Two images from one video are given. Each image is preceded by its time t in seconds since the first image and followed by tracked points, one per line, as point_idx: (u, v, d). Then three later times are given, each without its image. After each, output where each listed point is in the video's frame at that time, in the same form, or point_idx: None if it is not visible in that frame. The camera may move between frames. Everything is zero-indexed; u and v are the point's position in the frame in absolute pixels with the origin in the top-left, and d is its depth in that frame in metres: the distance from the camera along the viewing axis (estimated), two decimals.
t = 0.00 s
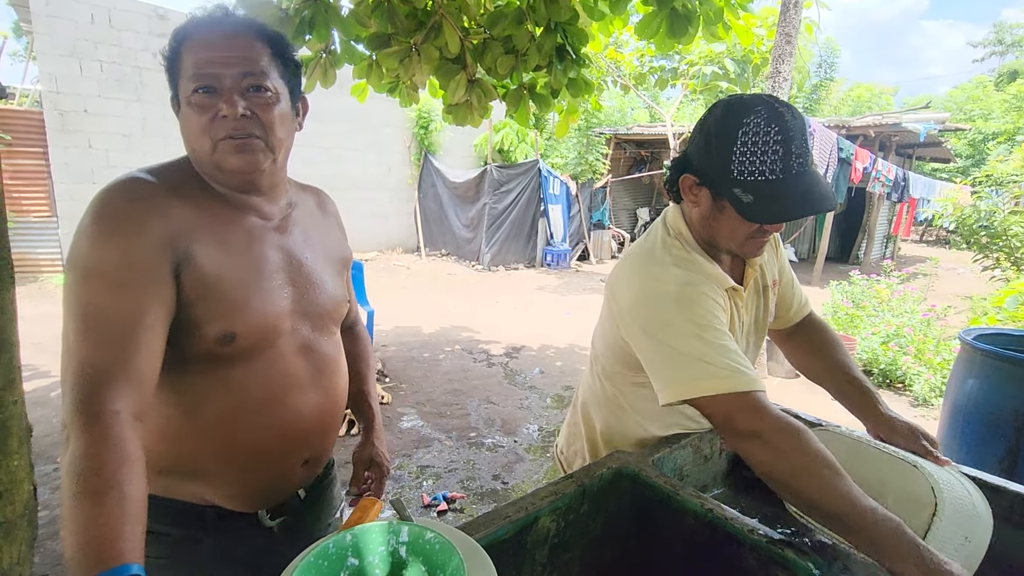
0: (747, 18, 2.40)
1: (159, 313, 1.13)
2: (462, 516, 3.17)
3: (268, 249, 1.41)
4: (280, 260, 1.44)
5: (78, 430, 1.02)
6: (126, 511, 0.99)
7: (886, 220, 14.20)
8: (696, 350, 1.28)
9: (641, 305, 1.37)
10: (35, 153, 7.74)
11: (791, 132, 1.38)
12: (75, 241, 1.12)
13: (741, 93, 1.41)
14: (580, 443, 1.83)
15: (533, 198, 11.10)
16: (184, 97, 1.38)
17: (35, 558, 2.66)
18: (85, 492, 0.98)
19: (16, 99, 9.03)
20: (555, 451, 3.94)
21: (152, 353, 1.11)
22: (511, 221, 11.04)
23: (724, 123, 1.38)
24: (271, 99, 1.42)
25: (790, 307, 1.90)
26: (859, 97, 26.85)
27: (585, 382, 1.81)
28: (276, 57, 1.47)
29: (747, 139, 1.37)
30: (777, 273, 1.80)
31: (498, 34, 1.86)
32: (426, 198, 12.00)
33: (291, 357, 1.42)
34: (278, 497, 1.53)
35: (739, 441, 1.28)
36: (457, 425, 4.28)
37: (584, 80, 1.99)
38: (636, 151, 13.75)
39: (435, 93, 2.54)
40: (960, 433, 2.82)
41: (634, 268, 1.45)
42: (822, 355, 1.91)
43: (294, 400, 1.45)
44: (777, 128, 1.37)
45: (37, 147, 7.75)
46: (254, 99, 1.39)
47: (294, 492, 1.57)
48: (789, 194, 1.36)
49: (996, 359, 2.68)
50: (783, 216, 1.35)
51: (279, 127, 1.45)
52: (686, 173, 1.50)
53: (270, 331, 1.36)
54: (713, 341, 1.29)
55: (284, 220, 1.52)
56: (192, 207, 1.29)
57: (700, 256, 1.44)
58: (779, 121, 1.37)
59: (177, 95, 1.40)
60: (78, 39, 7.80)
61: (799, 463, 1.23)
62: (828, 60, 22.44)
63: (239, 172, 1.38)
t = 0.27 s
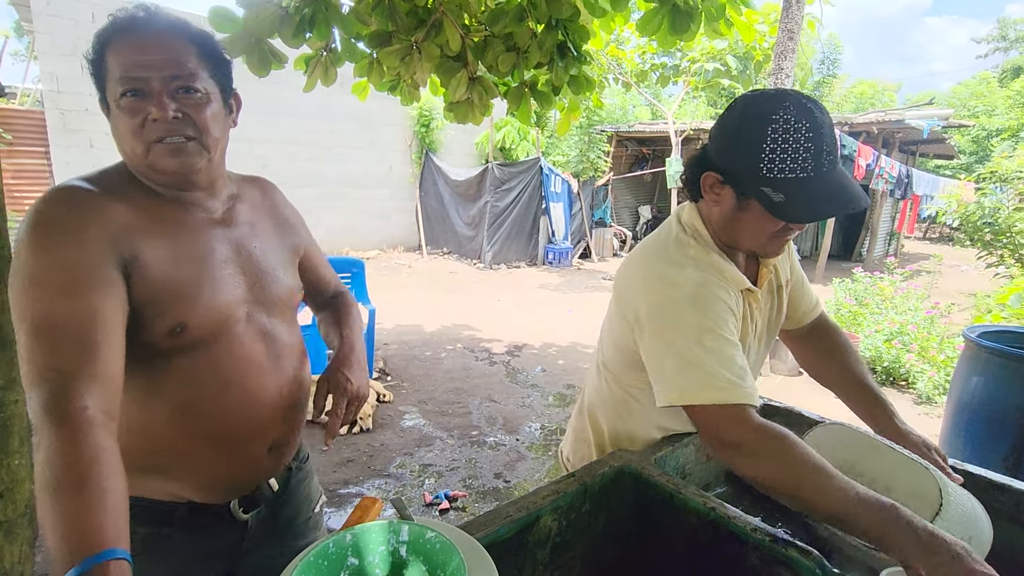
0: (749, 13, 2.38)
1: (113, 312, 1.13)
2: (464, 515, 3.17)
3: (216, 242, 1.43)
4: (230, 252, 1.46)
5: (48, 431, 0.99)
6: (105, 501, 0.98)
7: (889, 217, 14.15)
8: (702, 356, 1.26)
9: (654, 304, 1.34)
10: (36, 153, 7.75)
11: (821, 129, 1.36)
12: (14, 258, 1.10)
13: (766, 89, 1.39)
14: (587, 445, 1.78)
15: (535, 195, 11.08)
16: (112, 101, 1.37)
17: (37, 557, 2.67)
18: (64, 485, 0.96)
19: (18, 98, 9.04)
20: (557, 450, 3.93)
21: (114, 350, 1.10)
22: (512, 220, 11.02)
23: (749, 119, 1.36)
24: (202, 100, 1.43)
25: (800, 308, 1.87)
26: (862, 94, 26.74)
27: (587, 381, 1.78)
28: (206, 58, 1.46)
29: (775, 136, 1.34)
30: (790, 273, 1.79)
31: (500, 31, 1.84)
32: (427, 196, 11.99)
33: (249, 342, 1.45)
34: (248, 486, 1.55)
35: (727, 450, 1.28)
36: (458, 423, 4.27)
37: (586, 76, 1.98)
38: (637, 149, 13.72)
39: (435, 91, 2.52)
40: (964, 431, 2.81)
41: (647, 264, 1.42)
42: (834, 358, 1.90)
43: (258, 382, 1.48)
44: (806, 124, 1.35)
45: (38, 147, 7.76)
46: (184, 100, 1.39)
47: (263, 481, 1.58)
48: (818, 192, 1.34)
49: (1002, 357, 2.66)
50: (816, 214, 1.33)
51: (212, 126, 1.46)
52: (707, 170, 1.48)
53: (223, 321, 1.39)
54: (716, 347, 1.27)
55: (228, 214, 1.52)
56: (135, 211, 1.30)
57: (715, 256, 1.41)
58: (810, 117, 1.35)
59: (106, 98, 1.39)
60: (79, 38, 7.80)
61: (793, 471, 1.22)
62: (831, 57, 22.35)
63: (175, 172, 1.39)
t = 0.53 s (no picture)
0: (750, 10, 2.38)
1: (85, 308, 1.10)
2: (466, 513, 3.17)
3: (186, 233, 1.39)
4: (201, 242, 1.42)
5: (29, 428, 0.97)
6: (88, 494, 0.96)
7: (891, 214, 14.14)
8: (684, 359, 1.32)
9: (648, 302, 1.37)
10: (38, 153, 7.76)
11: (830, 130, 1.38)
12: None
13: (780, 88, 1.40)
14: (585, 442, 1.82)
15: (536, 194, 11.03)
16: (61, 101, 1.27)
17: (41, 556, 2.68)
18: (47, 481, 0.95)
19: (20, 98, 9.05)
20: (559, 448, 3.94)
21: (88, 346, 1.07)
22: (514, 218, 11.02)
23: (760, 116, 1.37)
24: (159, 99, 1.33)
25: (814, 310, 1.89)
26: (864, 91, 26.69)
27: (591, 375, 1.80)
28: (158, 54, 1.35)
29: (786, 134, 1.35)
30: (800, 275, 1.78)
31: (500, 29, 1.83)
32: (429, 195, 11.99)
33: (224, 330, 1.42)
34: (232, 477, 1.52)
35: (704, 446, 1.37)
36: (460, 421, 4.28)
37: (587, 74, 1.98)
38: (639, 147, 13.70)
39: (436, 89, 2.52)
40: (966, 429, 2.81)
41: (644, 262, 1.44)
42: (846, 361, 1.89)
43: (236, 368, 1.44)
44: (817, 125, 1.36)
45: (40, 147, 7.77)
46: (141, 101, 1.30)
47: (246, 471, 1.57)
48: (827, 192, 1.34)
49: (1005, 355, 2.65)
50: (824, 214, 1.33)
51: (170, 125, 1.37)
52: (715, 167, 1.48)
53: (196, 312, 1.36)
54: (699, 350, 1.32)
55: (193, 205, 1.48)
56: (100, 205, 1.25)
57: (714, 257, 1.43)
58: (820, 118, 1.37)
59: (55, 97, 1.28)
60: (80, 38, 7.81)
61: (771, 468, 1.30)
62: (832, 54, 22.31)
63: (136, 173, 1.32)
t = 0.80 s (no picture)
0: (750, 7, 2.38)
1: (93, 306, 1.07)
2: (467, 513, 3.17)
3: (193, 238, 1.37)
4: (208, 249, 1.40)
5: (31, 423, 0.94)
6: (90, 493, 0.93)
7: (893, 213, 14.12)
8: (670, 344, 1.36)
9: (638, 290, 1.42)
10: (39, 153, 7.77)
11: (792, 103, 1.43)
12: None
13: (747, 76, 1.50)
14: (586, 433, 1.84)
15: (537, 194, 10.95)
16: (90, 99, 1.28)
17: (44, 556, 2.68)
18: (47, 479, 0.91)
19: (20, 99, 9.06)
20: (560, 447, 3.94)
21: (95, 343, 1.05)
22: (515, 217, 11.01)
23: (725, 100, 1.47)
24: (186, 106, 1.34)
25: (811, 307, 1.88)
26: (864, 89, 26.64)
27: (593, 369, 1.84)
28: (188, 63, 1.36)
29: (746, 107, 1.43)
30: (796, 270, 1.78)
31: (500, 28, 1.82)
32: (429, 194, 11.99)
33: (226, 337, 1.39)
34: (228, 481, 1.50)
35: (690, 430, 1.40)
36: (461, 421, 4.28)
37: (587, 73, 1.98)
38: (639, 146, 13.69)
39: (436, 88, 2.51)
40: (968, 427, 2.80)
41: (636, 252, 1.49)
42: (841, 360, 1.89)
43: (236, 376, 1.42)
44: (779, 99, 1.43)
45: (41, 147, 7.78)
46: (168, 105, 1.31)
47: (240, 478, 1.54)
48: (789, 153, 1.37)
49: (1006, 353, 2.65)
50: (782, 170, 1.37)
51: (193, 131, 1.37)
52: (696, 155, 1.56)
53: (201, 317, 1.33)
54: (685, 337, 1.36)
55: (204, 213, 1.46)
56: (110, 205, 1.23)
57: (702, 247, 1.47)
58: (781, 93, 1.43)
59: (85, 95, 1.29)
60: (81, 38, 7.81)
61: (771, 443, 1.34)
62: (833, 52, 22.27)
63: (152, 175, 1.31)
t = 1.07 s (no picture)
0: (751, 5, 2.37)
1: (132, 305, 1.12)
2: (469, 512, 3.18)
3: (241, 242, 1.42)
4: (254, 254, 1.45)
5: (56, 416, 0.98)
6: (106, 492, 0.96)
7: (893, 211, 14.11)
8: (667, 332, 1.37)
9: (635, 280, 1.42)
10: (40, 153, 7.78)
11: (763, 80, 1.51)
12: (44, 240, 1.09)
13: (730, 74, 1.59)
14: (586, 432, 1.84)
15: (537, 192, 11.05)
16: (166, 96, 1.40)
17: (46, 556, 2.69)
18: (68, 472, 0.95)
19: (21, 99, 9.06)
20: (561, 446, 3.94)
21: (128, 342, 1.09)
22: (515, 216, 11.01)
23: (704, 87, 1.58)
24: (252, 103, 1.45)
25: (807, 306, 1.89)
26: (865, 88, 26.61)
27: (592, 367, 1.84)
28: (258, 65, 1.49)
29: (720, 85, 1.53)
30: (791, 268, 1.79)
31: (500, 28, 1.81)
32: (430, 194, 11.98)
33: (267, 344, 1.43)
34: (261, 487, 1.55)
35: (689, 421, 1.40)
36: (463, 420, 4.28)
37: (588, 72, 1.98)
38: (640, 145, 13.68)
39: (437, 88, 2.51)
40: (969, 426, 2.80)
41: (633, 245, 1.50)
42: (834, 358, 1.90)
43: (272, 382, 1.45)
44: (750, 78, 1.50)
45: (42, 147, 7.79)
46: (236, 102, 1.42)
47: (275, 482, 1.58)
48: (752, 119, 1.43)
49: (1006, 351, 2.65)
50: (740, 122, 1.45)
51: (259, 131, 1.48)
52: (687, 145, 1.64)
53: (244, 321, 1.37)
54: (682, 324, 1.37)
55: (257, 217, 1.53)
56: (164, 204, 1.29)
57: (698, 237, 1.48)
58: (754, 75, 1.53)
59: (162, 94, 1.42)
60: (81, 39, 7.81)
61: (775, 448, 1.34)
62: (834, 50, 22.24)
63: (214, 171, 1.40)
